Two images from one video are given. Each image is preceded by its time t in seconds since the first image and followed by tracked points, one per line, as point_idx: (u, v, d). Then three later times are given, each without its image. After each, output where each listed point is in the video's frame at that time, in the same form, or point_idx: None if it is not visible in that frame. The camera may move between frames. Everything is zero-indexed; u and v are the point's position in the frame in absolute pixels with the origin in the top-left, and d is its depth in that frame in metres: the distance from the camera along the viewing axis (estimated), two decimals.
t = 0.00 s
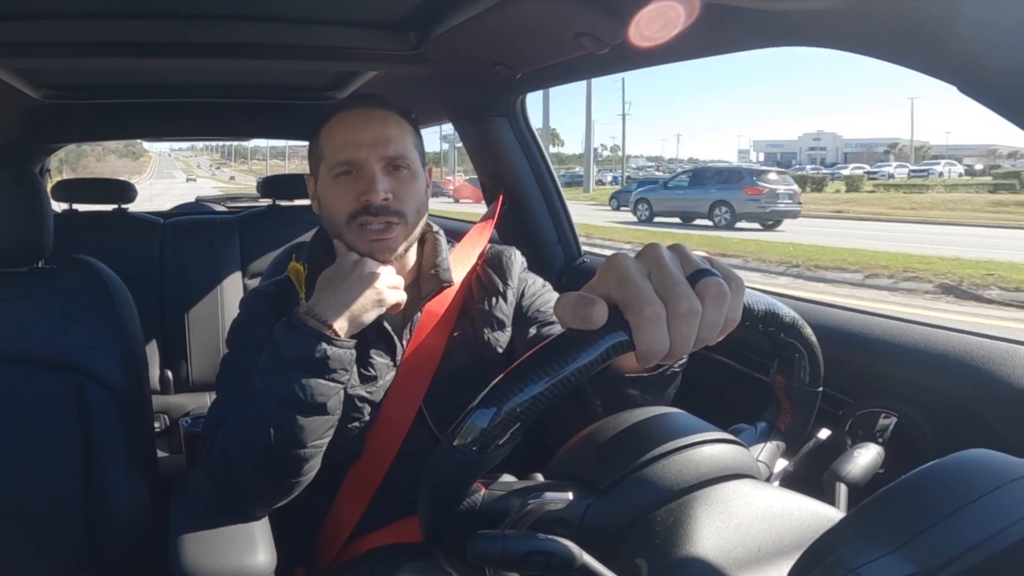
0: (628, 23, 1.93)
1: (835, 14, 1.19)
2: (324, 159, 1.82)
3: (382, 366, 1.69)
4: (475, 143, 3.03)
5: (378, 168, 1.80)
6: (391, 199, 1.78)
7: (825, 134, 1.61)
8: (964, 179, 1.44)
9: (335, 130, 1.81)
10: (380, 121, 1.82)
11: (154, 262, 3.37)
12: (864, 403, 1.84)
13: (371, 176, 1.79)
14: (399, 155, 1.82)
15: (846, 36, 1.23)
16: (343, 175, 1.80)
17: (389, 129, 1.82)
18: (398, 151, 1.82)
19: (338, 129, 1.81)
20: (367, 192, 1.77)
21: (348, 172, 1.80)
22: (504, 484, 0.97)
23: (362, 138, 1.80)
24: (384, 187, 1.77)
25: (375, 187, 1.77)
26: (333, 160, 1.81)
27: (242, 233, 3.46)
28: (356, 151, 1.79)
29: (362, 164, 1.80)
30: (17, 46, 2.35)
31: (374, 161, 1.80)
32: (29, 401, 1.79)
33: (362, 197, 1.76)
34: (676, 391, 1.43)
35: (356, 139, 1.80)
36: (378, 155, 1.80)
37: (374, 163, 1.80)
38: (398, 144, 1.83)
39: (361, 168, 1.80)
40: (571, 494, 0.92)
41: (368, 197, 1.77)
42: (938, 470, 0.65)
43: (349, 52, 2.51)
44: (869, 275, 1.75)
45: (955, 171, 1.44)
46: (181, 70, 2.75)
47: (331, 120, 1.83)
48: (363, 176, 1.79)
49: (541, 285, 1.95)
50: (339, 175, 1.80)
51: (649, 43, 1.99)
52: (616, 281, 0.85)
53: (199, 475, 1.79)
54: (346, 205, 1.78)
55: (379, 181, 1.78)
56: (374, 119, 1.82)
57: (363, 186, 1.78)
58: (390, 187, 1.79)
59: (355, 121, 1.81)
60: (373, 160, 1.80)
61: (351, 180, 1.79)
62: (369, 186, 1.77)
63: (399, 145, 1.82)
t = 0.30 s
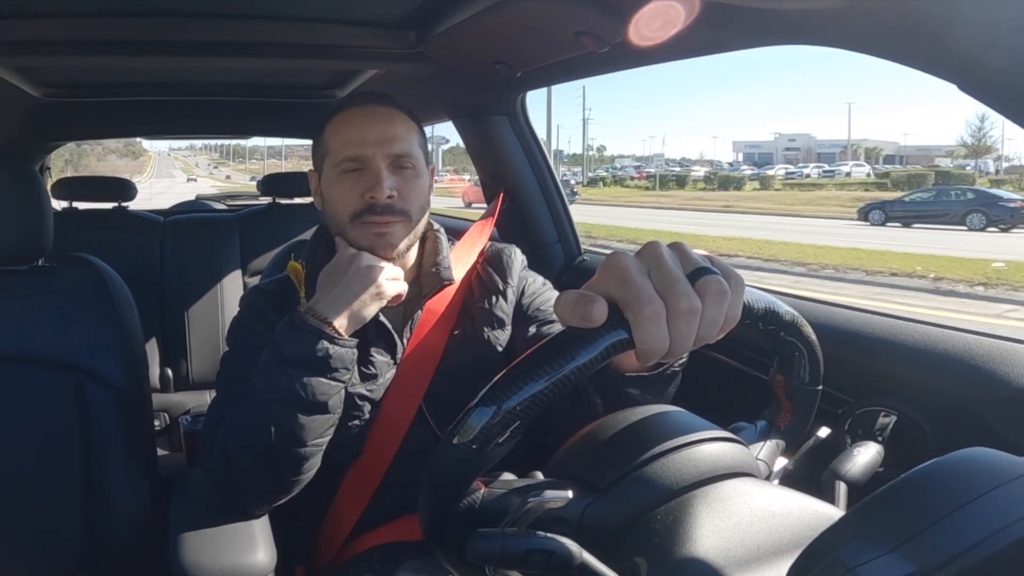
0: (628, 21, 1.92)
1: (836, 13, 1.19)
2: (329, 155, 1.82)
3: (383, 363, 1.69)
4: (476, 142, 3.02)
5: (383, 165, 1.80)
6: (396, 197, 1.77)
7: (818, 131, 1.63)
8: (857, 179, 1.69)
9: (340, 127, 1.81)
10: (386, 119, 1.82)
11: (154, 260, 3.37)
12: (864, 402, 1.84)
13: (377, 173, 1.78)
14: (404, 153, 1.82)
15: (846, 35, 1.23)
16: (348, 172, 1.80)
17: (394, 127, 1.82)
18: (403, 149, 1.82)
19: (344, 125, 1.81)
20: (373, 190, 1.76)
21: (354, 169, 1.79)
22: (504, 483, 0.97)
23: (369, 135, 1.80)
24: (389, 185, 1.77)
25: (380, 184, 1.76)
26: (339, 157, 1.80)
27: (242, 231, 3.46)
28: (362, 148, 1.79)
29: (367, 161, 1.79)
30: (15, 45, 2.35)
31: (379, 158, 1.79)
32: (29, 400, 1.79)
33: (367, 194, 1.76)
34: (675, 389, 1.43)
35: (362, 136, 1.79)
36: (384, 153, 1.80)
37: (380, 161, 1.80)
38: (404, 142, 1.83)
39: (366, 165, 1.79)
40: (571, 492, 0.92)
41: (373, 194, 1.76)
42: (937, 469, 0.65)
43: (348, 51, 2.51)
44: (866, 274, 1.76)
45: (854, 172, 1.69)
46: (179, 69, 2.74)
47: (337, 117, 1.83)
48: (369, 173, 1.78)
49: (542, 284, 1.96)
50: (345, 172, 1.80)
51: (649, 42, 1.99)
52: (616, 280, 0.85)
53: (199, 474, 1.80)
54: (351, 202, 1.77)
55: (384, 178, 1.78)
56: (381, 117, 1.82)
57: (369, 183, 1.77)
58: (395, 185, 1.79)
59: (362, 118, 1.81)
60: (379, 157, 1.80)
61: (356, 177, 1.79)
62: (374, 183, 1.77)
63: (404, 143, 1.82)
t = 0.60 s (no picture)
0: (627, 20, 1.92)
1: (836, 12, 1.19)
2: (338, 151, 1.81)
3: (383, 363, 1.68)
4: (477, 141, 3.02)
5: (393, 164, 1.80)
6: (405, 196, 1.77)
7: (818, 128, 1.64)
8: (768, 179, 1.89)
9: (350, 125, 1.81)
10: (396, 118, 1.83)
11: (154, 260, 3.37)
12: (865, 401, 1.84)
13: (386, 171, 1.78)
14: (413, 153, 1.83)
15: (846, 35, 1.23)
16: (357, 169, 1.79)
17: (404, 126, 1.82)
18: (412, 149, 1.83)
19: (355, 123, 1.81)
20: (382, 187, 1.76)
21: (363, 167, 1.79)
22: (506, 481, 0.97)
23: (379, 134, 1.80)
24: (398, 183, 1.77)
25: (390, 182, 1.76)
26: (348, 153, 1.80)
27: (242, 231, 3.46)
28: (373, 146, 1.79)
29: (377, 159, 1.79)
30: (14, 45, 2.35)
31: (389, 157, 1.80)
32: (29, 401, 1.79)
33: (377, 192, 1.75)
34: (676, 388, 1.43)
35: (372, 134, 1.80)
36: (394, 151, 1.80)
37: (390, 159, 1.80)
38: (413, 142, 1.83)
39: (376, 163, 1.79)
40: (572, 490, 0.92)
41: (382, 192, 1.75)
42: (938, 467, 0.65)
43: (347, 51, 2.51)
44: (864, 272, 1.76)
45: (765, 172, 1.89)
46: (179, 69, 2.74)
47: (347, 115, 1.83)
48: (379, 171, 1.78)
49: (542, 284, 1.96)
50: (354, 169, 1.79)
51: (648, 41, 1.99)
52: (617, 277, 0.85)
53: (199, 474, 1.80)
54: (358, 200, 1.77)
55: (394, 176, 1.78)
56: (390, 116, 1.83)
57: (378, 181, 1.77)
58: (404, 184, 1.78)
59: (372, 117, 1.82)
60: (388, 156, 1.80)
61: (366, 174, 1.78)
62: (384, 181, 1.77)
63: (413, 143, 1.83)
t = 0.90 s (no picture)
0: (627, 20, 1.92)
1: (836, 11, 1.19)
2: (341, 150, 1.81)
3: (383, 363, 1.68)
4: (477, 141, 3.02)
5: (395, 164, 1.79)
6: (406, 196, 1.76)
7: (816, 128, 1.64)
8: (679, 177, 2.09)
9: (353, 124, 1.81)
10: (398, 118, 1.82)
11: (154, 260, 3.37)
12: (865, 401, 1.84)
13: (388, 171, 1.78)
14: (416, 153, 1.83)
15: (847, 35, 1.22)
16: (360, 167, 1.79)
17: (407, 126, 1.82)
18: (414, 149, 1.82)
19: (358, 122, 1.81)
20: (384, 187, 1.76)
21: (366, 165, 1.79)
22: (507, 480, 0.97)
23: (382, 133, 1.80)
24: (400, 183, 1.76)
25: (392, 182, 1.76)
26: (351, 152, 1.80)
27: (242, 231, 3.46)
28: (375, 145, 1.79)
29: (379, 158, 1.79)
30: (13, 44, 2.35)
31: (391, 157, 1.79)
32: (29, 400, 1.79)
33: (378, 192, 1.75)
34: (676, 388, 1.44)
35: (375, 134, 1.80)
36: (396, 151, 1.80)
37: (392, 159, 1.80)
38: (416, 142, 1.83)
39: (378, 162, 1.79)
40: (574, 489, 0.92)
41: (384, 191, 1.75)
42: (939, 467, 0.65)
43: (347, 50, 2.50)
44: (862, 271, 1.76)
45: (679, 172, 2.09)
46: (179, 68, 2.74)
47: (350, 114, 1.83)
48: (381, 170, 1.78)
49: (542, 284, 1.96)
50: (356, 167, 1.79)
51: (647, 40, 1.99)
52: (620, 275, 0.85)
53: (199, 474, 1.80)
54: (360, 198, 1.77)
55: (396, 176, 1.77)
56: (392, 116, 1.82)
57: (380, 180, 1.77)
58: (406, 184, 1.78)
59: (375, 116, 1.82)
60: (391, 155, 1.80)
61: (368, 173, 1.78)
62: (386, 181, 1.76)
63: (416, 143, 1.83)
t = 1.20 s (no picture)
0: (627, 23, 1.92)
1: (837, 14, 1.19)
2: (339, 154, 1.82)
3: (379, 366, 1.67)
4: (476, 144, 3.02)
5: (393, 169, 1.80)
6: (404, 201, 1.77)
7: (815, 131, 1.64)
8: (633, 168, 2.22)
9: (351, 128, 1.81)
10: (397, 122, 1.83)
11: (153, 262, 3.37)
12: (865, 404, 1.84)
13: (386, 176, 1.78)
14: (414, 158, 1.83)
15: (846, 38, 1.23)
16: (358, 172, 1.79)
17: (405, 131, 1.82)
18: (413, 154, 1.83)
19: (356, 125, 1.81)
20: (381, 191, 1.76)
21: (363, 170, 1.79)
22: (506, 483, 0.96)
23: (380, 137, 1.80)
24: (397, 188, 1.77)
25: (388, 187, 1.76)
26: (349, 156, 1.80)
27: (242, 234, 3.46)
28: (373, 149, 1.79)
29: (377, 162, 1.79)
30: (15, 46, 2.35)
31: (389, 162, 1.80)
32: (28, 401, 1.79)
33: (376, 196, 1.75)
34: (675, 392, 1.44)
35: (373, 138, 1.80)
36: (394, 156, 1.80)
37: (390, 163, 1.80)
38: (414, 147, 1.83)
39: (376, 167, 1.79)
40: (573, 492, 0.91)
41: (381, 195, 1.76)
42: (939, 471, 0.64)
43: (347, 53, 2.51)
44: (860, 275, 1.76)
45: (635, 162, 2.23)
46: (179, 71, 2.74)
47: (349, 117, 1.83)
48: (379, 175, 1.78)
49: (541, 288, 1.96)
50: (354, 171, 1.79)
51: (647, 44, 1.99)
52: (621, 277, 0.85)
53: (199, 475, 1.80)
54: (358, 202, 1.77)
55: (393, 180, 1.78)
56: (391, 120, 1.83)
57: (378, 185, 1.77)
58: (404, 188, 1.79)
59: (373, 120, 1.82)
60: (388, 160, 1.80)
61: (365, 177, 1.78)
62: (383, 185, 1.77)
63: (414, 148, 1.83)
